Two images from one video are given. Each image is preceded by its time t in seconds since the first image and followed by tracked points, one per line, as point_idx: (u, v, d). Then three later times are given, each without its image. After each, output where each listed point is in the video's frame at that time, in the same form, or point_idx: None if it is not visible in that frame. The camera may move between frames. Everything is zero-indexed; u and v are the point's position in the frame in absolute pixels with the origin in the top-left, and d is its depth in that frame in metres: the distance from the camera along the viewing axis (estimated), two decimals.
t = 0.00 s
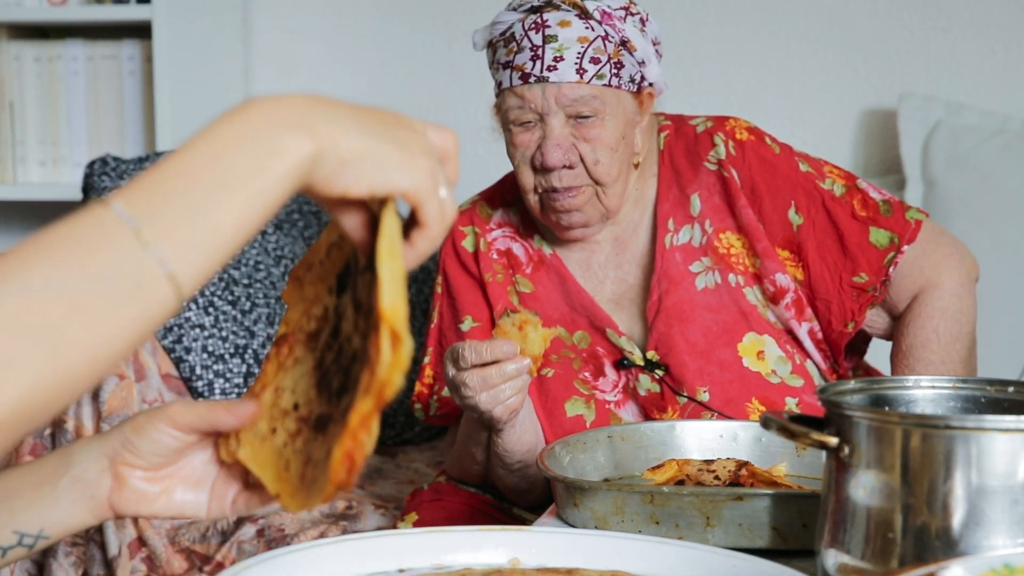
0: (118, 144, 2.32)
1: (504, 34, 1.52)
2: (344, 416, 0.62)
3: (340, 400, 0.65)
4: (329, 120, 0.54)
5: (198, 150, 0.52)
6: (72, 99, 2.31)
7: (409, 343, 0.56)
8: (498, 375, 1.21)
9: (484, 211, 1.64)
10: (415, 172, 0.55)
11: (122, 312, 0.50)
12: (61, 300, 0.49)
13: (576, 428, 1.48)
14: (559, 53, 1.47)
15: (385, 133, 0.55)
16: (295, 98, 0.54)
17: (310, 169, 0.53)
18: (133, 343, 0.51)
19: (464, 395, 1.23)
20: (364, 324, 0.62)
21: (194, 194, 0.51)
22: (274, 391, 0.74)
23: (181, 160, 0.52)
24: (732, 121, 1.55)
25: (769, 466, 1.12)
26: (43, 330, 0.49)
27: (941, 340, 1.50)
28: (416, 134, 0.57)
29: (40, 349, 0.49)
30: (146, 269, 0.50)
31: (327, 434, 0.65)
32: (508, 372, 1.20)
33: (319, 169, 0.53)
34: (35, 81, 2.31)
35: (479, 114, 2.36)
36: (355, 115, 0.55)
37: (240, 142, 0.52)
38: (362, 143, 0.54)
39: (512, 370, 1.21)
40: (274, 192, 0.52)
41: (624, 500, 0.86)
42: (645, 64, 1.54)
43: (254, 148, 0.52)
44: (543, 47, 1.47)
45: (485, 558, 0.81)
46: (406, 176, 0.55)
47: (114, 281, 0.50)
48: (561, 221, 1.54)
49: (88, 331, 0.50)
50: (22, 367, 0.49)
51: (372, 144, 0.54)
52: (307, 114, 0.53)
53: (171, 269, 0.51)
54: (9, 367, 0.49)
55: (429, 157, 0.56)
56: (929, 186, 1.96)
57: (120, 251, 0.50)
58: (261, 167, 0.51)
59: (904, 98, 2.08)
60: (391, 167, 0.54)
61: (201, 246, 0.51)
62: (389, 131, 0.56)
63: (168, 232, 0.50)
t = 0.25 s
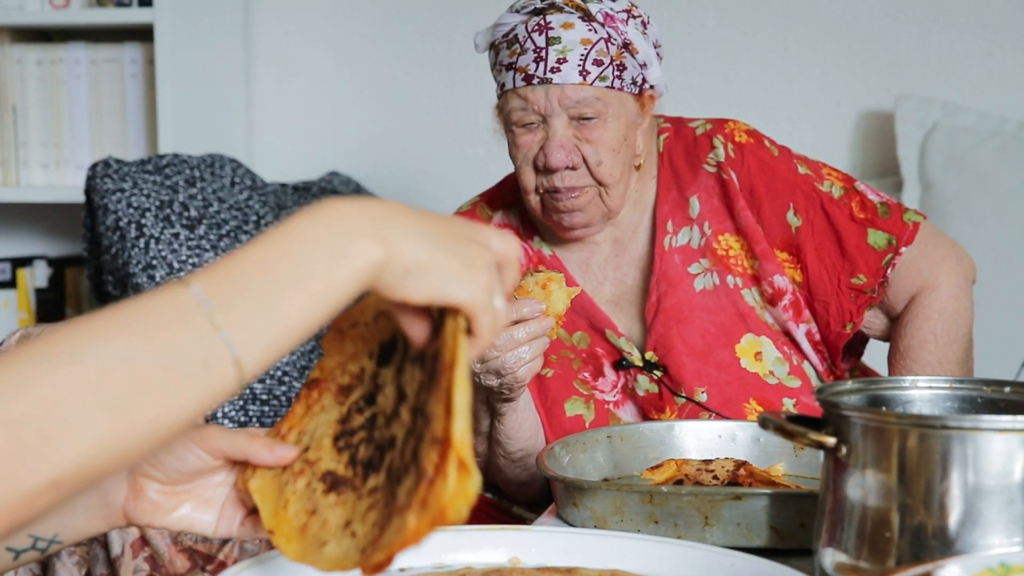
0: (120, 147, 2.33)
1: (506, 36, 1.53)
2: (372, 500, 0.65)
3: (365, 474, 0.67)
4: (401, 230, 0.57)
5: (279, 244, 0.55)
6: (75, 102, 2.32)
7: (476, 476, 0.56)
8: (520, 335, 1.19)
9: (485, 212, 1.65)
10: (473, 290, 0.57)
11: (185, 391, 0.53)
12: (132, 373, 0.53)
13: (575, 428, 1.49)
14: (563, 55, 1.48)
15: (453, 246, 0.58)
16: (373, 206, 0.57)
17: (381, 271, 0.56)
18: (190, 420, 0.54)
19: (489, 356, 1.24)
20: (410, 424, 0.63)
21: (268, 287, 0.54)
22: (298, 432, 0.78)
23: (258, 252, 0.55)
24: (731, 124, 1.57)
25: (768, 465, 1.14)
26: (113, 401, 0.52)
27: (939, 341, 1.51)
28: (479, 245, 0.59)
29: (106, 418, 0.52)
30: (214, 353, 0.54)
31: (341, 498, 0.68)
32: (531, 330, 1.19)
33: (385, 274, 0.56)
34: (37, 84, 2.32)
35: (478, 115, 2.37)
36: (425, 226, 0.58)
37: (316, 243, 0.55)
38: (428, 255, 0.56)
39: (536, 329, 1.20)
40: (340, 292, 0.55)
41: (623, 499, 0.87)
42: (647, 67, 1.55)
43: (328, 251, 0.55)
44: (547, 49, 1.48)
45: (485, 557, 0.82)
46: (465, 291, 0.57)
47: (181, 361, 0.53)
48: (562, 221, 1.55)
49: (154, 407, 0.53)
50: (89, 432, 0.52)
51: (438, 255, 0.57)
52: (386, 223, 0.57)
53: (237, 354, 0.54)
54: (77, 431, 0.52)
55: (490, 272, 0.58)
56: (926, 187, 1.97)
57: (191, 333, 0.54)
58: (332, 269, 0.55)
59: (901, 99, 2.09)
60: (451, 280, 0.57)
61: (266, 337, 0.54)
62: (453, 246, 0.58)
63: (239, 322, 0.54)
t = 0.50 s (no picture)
0: (145, 155, 2.44)
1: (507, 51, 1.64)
2: (389, 551, 0.72)
3: (383, 521, 0.75)
4: (480, 334, 0.65)
5: (359, 333, 0.63)
6: (102, 112, 2.43)
7: None
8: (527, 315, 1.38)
9: (487, 217, 1.77)
10: (532, 399, 0.66)
11: (243, 457, 0.60)
12: (200, 436, 0.59)
13: (572, 418, 1.61)
14: (559, 68, 1.59)
15: (519, 356, 0.67)
16: (459, 307, 0.66)
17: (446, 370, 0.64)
18: (243, 487, 0.61)
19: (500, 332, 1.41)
20: (451, 505, 0.70)
21: (342, 372, 0.62)
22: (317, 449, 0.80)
23: (339, 337, 0.63)
24: (718, 134, 1.69)
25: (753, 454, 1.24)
26: (178, 459, 0.59)
27: (912, 340, 1.61)
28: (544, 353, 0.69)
29: (168, 474, 0.58)
30: (278, 428, 0.60)
31: (353, 533, 0.74)
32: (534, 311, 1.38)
33: (454, 371, 0.65)
34: (65, 96, 2.43)
35: (481, 124, 2.48)
36: (500, 333, 0.66)
37: (395, 335, 0.63)
38: (497, 361, 0.65)
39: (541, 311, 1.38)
40: (405, 383, 0.63)
41: (618, 484, 0.98)
42: (638, 80, 1.67)
43: (406, 344, 0.63)
44: (544, 63, 1.59)
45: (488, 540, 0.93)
46: (524, 398, 0.66)
47: (248, 429, 0.60)
48: (559, 224, 1.66)
49: (213, 472, 0.59)
50: (151, 484, 0.58)
51: (505, 363, 0.66)
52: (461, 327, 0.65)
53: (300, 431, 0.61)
54: (139, 482, 0.58)
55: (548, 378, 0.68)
56: (902, 193, 2.08)
57: (263, 406, 0.60)
58: (403, 362, 0.62)
59: (878, 110, 2.21)
60: (513, 388, 0.66)
61: (327, 421, 0.61)
62: (521, 355, 0.67)
63: (307, 403, 0.61)
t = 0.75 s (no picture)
0: (150, 157, 2.46)
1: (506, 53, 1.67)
2: (410, 555, 0.74)
3: (406, 523, 0.76)
4: (515, 367, 0.68)
5: (399, 357, 0.64)
6: (107, 114, 2.46)
7: None
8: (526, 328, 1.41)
9: (488, 219, 1.79)
10: (560, 429, 0.70)
11: (273, 475, 0.61)
12: (232, 453, 0.60)
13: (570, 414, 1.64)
14: (558, 71, 1.62)
15: (553, 389, 0.70)
16: (497, 337, 0.68)
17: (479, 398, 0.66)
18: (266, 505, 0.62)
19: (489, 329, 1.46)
20: (474, 516, 0.72)
21: (380, 395, 0.63)
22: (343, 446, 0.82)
23: (378, 361, 0.64)
24: (715, 136, 1.71)
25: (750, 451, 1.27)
26: (210, 475, 0.60)
27: (906, 338, 1.64)
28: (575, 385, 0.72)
29: (199, 489, 0.59)
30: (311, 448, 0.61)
31: (375, 531, 0.76)
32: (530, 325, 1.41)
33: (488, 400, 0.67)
34: (72, 99, 2.46)
35: (481, 127, 2.51)
36: (535, 363, 0.69)
37: (434, 362, 0.65)
38: (529, 393, 0.68)
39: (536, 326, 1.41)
40: (438, 408, 0.64)
41: (616, 481, 1.00)
42: (635, 82, 1.69)
43: (444, 371, 0.65)
44: (543, 65, 1.63)
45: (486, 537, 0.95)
46: (554, 428, 0.69)
47: (279, 448, 0.61)
48: (558, 223, 1.68)
49: (242, 489, 0.60)
50: (180, 498, 0.59)
51: (535, 395, 0.69)
52: (499, 358, 0.67)
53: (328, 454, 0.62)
54: (168, 496, 0.59)
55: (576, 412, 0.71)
56: (896, 195, 2.11)
57: (297, 426, 0.61)
58: (439, 389, 0.64)
59: (872, 113, 2.23)
60: (543, 419, 0.69)
61: (361, 443, 0.62)
62: (555, 387, 0.70)
63: (343, 424, 0.62)
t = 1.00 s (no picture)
0: (163, 160, 2.51)
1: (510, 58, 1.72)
2: (464, 518, 0.80)
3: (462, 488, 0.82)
4: (536, 360, 0.69)
5: (421, 361, 0.66)
6: (121, 118, 2.51)
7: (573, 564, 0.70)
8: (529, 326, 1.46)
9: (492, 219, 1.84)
10: (581, 412, 0.71)
11: (293, 478, 0.64)
12: (250, 458, 0.63)
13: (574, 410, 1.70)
14: (560, 74, 1.67)
15: (578, 377, 0.71)
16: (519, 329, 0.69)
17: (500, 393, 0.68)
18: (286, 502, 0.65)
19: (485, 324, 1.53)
20: (509, 478, 0.78)
21: (396, 398, 0.65)
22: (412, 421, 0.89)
23: (401, 364, 0.66)
24: (713, 139, 1.76)
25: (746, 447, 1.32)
26: (231, 480, 0.62)
27: (899, 337, 1.69)
28: (604, 368, 0.73)
29: (217, 492, 0.62)
30: (328, 451, 0.64)
31: (437, 499, 0.82)
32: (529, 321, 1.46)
33: (509, 394, 0.69)
34: (86, 103, 2.51)
35: (485, 130, 2.56)
36: (558, 353, 0.70)
37: (456, 364, 0.66)
38: (551, 385, 0.70)
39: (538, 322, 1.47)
40: (459, 408, 0.67)
41: (615, 475, 1.02)
42: (636, 86, 1.74)
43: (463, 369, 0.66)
44: (546, 69, 1.67)
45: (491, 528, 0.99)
46: (577, 412, 0.71)
47: (299, 453, 0.63)
48: (560, 224, 1.74)
49: (261, 491, 0.63)
50: (198, 501, 0.62)
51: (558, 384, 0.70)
52: (520, 352, 0.68)
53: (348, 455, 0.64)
54: (187, 498, 0.62)
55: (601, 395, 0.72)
56: (889, 196, 2.16)
57: (318, 431, 0.64)
58: (459, 390, 0.66)
59: (866, 116, 2.28)
60: (564, 406, 0.71)
61: (379, 444, 0.65)
62: (582, 370, 0.71)
63: (360, 429, 0.64)
